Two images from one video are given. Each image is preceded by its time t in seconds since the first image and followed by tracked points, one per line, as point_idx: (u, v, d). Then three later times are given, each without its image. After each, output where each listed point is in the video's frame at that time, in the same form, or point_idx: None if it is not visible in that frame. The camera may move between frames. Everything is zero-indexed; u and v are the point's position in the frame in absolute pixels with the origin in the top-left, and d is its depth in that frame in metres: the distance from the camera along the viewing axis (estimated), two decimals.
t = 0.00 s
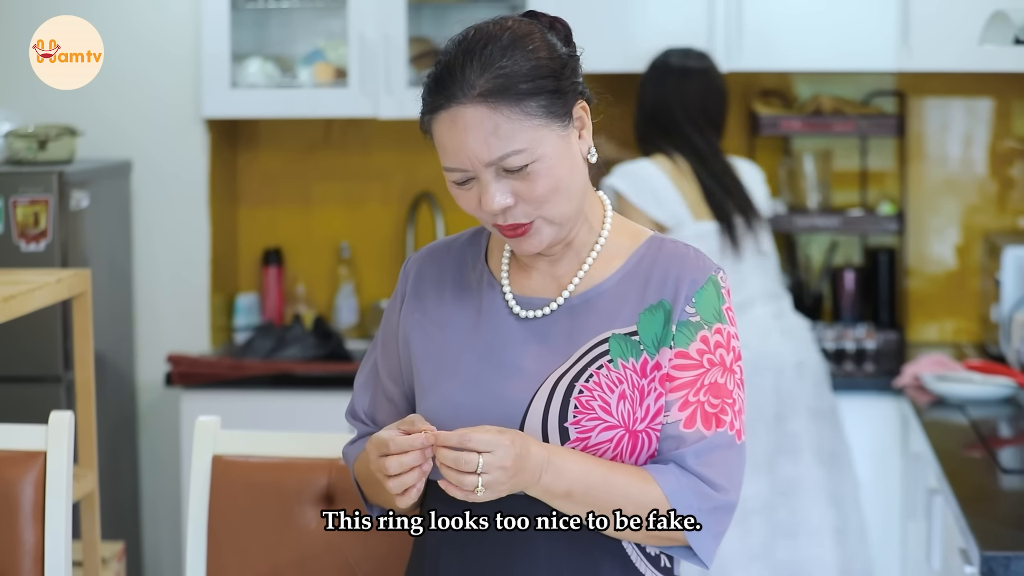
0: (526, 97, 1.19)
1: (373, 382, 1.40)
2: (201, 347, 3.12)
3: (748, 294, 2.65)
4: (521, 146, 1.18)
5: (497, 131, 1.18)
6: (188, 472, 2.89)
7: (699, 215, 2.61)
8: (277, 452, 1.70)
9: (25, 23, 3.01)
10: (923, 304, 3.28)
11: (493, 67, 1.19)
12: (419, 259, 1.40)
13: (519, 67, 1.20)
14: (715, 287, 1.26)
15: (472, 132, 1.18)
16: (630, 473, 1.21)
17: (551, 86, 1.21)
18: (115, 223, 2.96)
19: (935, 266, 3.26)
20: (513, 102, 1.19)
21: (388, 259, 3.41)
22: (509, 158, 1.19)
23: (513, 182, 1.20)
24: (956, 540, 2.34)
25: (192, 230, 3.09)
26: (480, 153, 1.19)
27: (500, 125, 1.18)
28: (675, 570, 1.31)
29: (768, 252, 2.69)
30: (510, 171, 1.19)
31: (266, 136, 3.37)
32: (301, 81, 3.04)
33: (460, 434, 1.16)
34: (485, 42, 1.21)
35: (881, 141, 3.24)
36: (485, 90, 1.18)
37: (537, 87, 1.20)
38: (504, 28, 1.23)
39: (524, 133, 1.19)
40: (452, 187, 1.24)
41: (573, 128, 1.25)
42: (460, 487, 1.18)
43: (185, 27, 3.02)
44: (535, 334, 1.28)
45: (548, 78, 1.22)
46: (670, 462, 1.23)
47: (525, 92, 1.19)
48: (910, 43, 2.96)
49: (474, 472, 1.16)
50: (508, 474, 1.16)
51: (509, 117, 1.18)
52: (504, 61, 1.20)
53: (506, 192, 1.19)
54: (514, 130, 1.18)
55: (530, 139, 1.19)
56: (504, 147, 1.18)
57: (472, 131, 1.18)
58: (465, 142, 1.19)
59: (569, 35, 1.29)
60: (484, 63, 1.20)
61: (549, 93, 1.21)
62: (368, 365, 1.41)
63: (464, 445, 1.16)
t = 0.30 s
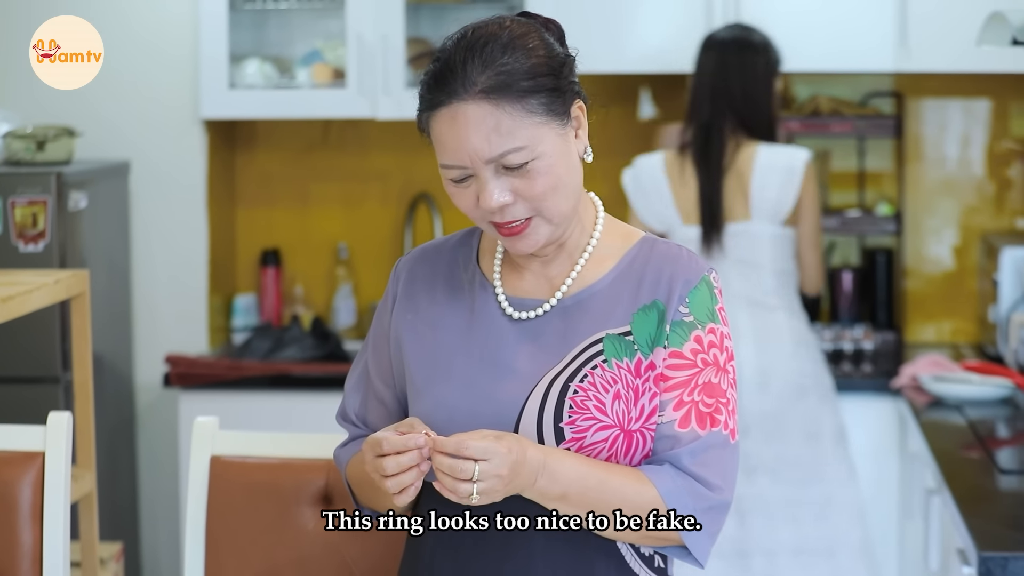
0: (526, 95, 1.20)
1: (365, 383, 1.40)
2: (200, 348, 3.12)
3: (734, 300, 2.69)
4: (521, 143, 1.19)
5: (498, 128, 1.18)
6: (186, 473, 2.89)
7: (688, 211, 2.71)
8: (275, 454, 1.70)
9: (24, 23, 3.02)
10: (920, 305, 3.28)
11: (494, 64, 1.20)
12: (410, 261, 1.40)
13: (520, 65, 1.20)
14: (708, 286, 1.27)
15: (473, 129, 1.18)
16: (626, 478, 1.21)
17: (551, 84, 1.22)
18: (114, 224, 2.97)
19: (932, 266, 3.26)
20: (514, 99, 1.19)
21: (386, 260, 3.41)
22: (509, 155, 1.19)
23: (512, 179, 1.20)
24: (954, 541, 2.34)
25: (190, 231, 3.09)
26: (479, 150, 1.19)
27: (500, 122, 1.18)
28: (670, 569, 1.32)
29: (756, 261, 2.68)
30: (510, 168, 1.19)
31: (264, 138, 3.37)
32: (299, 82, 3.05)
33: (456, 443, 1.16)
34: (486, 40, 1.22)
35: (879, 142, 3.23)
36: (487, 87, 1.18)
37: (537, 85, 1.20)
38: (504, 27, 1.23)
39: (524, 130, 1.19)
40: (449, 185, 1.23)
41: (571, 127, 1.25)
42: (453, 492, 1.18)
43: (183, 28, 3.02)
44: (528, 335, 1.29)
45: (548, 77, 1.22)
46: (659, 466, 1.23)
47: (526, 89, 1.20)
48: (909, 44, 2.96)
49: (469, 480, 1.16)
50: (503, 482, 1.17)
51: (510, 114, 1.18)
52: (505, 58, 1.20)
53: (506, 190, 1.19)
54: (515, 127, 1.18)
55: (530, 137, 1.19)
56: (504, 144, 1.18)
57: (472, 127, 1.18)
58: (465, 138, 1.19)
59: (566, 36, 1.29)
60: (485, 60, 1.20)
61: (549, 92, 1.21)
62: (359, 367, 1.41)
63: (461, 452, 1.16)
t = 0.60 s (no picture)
0: (531, 85, 1.20)
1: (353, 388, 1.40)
2: (197, 349, 3.12)
3: (752, 306, 2.85)
4: (526, 132, 1.19)
5: (504, 116, 1.18)
6: (183, 474, 2.89)
7: (734, 203, 2.92)
8: (272, 454, 1.70)
9: (24, 24, 3.02)
10: (918, 305, 3.28)
11: (500, 53, 1.20)
12: (397, 265, 1.40)
13: (524, 55, 1.21)
14: (696, 283, 1.28)
15: (479, 116, 1.18)
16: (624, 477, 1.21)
17: (553, 76, 1.22)
18: (110, 225, 2.96)
19: (929, 267, 3.25)
20: (520, 88, 1.19)
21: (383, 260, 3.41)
22: (514, 145, 1.19)
23: (515, 169, 1.20)
24: (951, 542, 2.34)
25: (187, 233, 3.09)
26: (484, 139, 1.19)
27: (506, 111, 1.18)
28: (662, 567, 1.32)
29: (778, 270, 2.83)
30: (514, 157, 1.19)
31: (261, 138, 3.37)
32: (296, 82, 3.05)
33: (445, 463, 1.16)
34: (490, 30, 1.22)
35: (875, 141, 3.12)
36: (494, 75, 1.18)
37: (541, 76, 1.21)
38: (506, 19, 1.24)
39: (529, 120, 1.19)
40: (448, 175, 1.23)
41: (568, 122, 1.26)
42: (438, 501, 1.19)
43: (180, 29, 3.02)
44: (517, 335, 1.28)
45: (550, 69, 1.23)
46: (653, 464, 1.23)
47: (530, 79, 1.20)
48: (906, 44, 2.96)
49: (456, 496, 1.17)
50: (490, 499, 1.17)
51: (516, 102, 1.19)
52: (510, 48, 1.21)
53: (509, 179, 1.19)
54: (520, 116, 1.19)
55: (535, 126, 1.19)
56: (510, 132, 1.18)
57: (477, 114, 1.18)
58: (471, 126, 1.19)
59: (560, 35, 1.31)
60: (491, 49, 1.20)
61: (551, 84, 1.22)
62: (348, 372, 1.41)
63: (448, 471, 1.16)
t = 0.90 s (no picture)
0: (540, 73, 1.22)
1: (339, 394, 1.40)
2: (192, 349, 3.12)
3: (771, 303, 2.82)
4: (539, 118, 1.20)
5: (519, 102, 1.20)
6: (178, 475, 2.88)
7: (768, 199, 2.86)
8: (265, 455, 1.70)
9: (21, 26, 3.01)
10: (914, 306, 3.28)
11: (511, 41, 1.22)
12: (380, 268, 1.41)
13: (533, 45, 1.23)
14: (680, 278, 1.28)
15: (495, 101, 1.19)
16: (612, 481, 1.21)
17: (558, 69, 1.25)
18: (105, 225, 2.96)
19: (926, 268, 3.26)
20: (532, 76, 1.21)
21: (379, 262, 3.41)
22: (527, 131, 1.20)
23: (526, 157, 1.21)
24: (946, 543, 2.34)
25: (182, 234, 3.09)
26: (499, 124, 1.19)
27: (522, 96, 1.20)
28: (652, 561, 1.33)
29: (802, 268, 2.76)
30: (525, 144, 1.21)
31: (255, 139, 3.37)
32: (291, 83, 3.05)
33: (423, 496, 1.20)
34: (497, 21, 1.24)
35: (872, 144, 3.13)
36: (509, 61, 1.20)
37: (549, 68, 1.23)
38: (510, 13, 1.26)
39: (541, 107, 1.21)
40: (455, 165, 1.23)
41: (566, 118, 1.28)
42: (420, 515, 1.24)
43: (175, 29, 3.02)
44: (502, 334, 1.28)
45: (555, 62, 1.25)
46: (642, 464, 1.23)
47: (541, 69, 1.22)
48: (901, 45, 2.95)
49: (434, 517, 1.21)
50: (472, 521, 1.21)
51: (530, 89, 1.20)
52: (521, 38, 1.23)
53: (521, 166, 1.20)
54: (534, 103, 1.20)
55: (546, 114, 1.21)
56: (526, 118, 1.20)
57: (495, 98, 1.19)
58: (487, 110, 1.19)
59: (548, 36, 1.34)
60: (504, 37, 1.22)
61: (556, 76, 1.24)
62: (333, 376, 1.41)
63: (425, 499, 1.20)
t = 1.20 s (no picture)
0: (540, 68, 1.23)
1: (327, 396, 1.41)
2: (187, 349, 3.12)
3: (768, 303, 2.81)
4: (540, 111, 1.21)
5: (520, 95, 1.20)
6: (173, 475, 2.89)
7: (766, 189, 2.83)
8: (260, 456, 1.70)
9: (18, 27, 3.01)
10: (908, 306, 3.28)
11: (512, 35, 1.22)
12: (365, 270, 1.41)
13: (532, 41, 1.24)
14: (669, 272, 1.28)
15: (497, 94, 1.19)
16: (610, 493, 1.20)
17: (555, 66, 1.26)
18: (100, 226, 2.96)
19: (920, 268, 3.26)
20: (532, 70, 1.22)
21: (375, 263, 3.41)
22: (528, 125, 1.20)
23: (526, 150, 1.21)
24: (940, 543, 2.34)
25: (177, 234, 3.09)
26: (500, 117, 1.20)
27: (523, 89, 1.20)
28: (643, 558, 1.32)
29: (799, 264, 2.75)
30: (525, 138, 1.21)
31: (250, 139, 3.37)
32: (286, 83, 3.04)
33: (428, 543, 1.19)
34: (497, 16, 1.24)
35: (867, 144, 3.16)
36: (510, 55, 1.21)
37: (547, 64, 1.24)
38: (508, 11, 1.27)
39: (541, 101, 1.21)
40: (455, 159, 1.23)
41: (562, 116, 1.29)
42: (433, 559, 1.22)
43: (169, 29, 3.02)
44: (489, 332, 1.28)
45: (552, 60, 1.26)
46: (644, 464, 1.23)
47: (540, 64, 1.23)
48: (895, 46, 2.95)
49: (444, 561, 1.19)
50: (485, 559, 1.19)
51: (530, 83, 1.21)
52: (520, 33, 1.24)
53: (522, 159, 1.20)
54: (535, 96, 1.21)
55: (546, 109, 1.21)
56: (528, 111, 1.20)
57: (499, 90, 1.19)
58: (490, 102, 1.19)
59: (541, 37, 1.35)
60: (505, 32, 1.22)
61: (554, 72, 1.25)
62: (321, 379, 1.41)
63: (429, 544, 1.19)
